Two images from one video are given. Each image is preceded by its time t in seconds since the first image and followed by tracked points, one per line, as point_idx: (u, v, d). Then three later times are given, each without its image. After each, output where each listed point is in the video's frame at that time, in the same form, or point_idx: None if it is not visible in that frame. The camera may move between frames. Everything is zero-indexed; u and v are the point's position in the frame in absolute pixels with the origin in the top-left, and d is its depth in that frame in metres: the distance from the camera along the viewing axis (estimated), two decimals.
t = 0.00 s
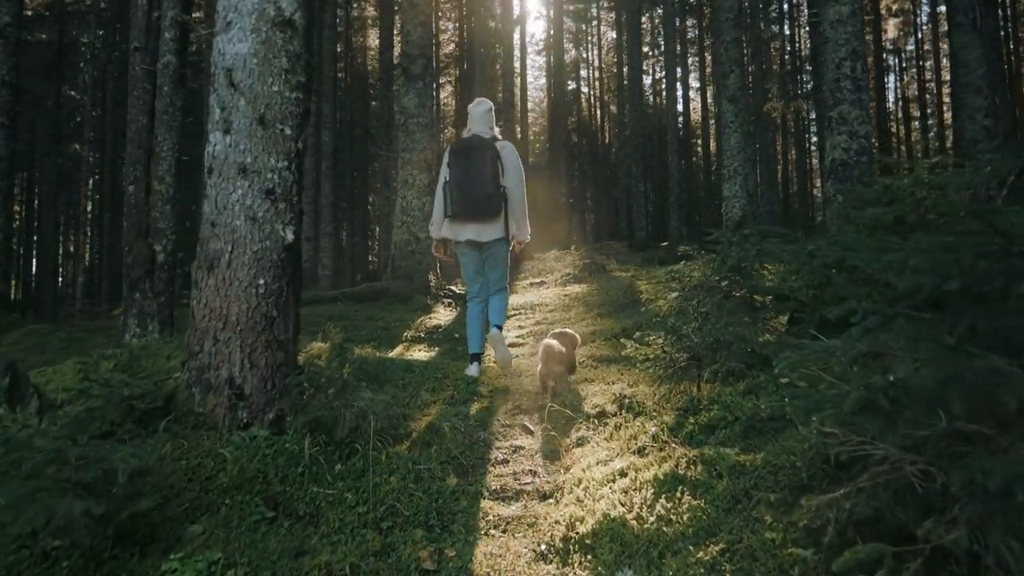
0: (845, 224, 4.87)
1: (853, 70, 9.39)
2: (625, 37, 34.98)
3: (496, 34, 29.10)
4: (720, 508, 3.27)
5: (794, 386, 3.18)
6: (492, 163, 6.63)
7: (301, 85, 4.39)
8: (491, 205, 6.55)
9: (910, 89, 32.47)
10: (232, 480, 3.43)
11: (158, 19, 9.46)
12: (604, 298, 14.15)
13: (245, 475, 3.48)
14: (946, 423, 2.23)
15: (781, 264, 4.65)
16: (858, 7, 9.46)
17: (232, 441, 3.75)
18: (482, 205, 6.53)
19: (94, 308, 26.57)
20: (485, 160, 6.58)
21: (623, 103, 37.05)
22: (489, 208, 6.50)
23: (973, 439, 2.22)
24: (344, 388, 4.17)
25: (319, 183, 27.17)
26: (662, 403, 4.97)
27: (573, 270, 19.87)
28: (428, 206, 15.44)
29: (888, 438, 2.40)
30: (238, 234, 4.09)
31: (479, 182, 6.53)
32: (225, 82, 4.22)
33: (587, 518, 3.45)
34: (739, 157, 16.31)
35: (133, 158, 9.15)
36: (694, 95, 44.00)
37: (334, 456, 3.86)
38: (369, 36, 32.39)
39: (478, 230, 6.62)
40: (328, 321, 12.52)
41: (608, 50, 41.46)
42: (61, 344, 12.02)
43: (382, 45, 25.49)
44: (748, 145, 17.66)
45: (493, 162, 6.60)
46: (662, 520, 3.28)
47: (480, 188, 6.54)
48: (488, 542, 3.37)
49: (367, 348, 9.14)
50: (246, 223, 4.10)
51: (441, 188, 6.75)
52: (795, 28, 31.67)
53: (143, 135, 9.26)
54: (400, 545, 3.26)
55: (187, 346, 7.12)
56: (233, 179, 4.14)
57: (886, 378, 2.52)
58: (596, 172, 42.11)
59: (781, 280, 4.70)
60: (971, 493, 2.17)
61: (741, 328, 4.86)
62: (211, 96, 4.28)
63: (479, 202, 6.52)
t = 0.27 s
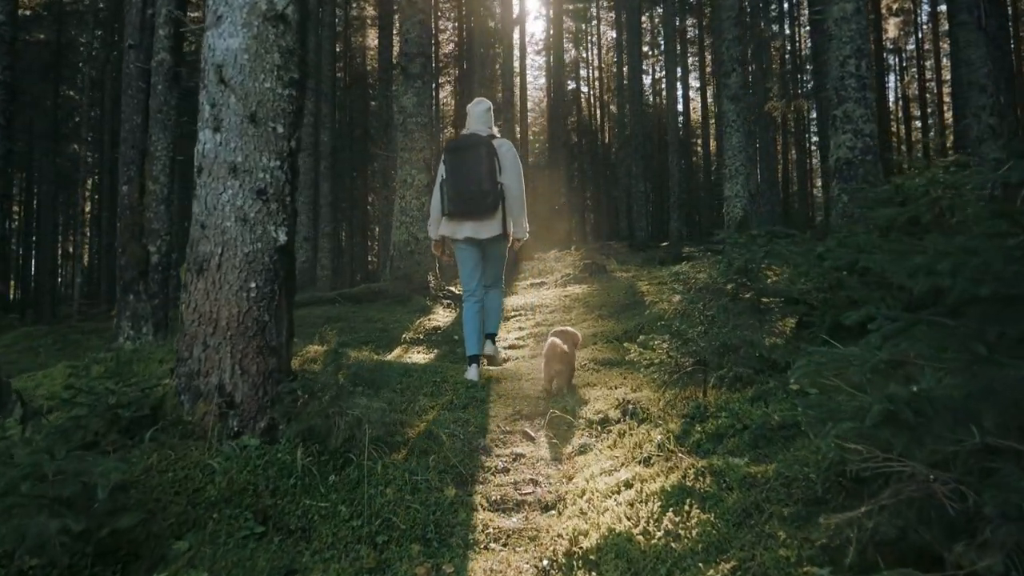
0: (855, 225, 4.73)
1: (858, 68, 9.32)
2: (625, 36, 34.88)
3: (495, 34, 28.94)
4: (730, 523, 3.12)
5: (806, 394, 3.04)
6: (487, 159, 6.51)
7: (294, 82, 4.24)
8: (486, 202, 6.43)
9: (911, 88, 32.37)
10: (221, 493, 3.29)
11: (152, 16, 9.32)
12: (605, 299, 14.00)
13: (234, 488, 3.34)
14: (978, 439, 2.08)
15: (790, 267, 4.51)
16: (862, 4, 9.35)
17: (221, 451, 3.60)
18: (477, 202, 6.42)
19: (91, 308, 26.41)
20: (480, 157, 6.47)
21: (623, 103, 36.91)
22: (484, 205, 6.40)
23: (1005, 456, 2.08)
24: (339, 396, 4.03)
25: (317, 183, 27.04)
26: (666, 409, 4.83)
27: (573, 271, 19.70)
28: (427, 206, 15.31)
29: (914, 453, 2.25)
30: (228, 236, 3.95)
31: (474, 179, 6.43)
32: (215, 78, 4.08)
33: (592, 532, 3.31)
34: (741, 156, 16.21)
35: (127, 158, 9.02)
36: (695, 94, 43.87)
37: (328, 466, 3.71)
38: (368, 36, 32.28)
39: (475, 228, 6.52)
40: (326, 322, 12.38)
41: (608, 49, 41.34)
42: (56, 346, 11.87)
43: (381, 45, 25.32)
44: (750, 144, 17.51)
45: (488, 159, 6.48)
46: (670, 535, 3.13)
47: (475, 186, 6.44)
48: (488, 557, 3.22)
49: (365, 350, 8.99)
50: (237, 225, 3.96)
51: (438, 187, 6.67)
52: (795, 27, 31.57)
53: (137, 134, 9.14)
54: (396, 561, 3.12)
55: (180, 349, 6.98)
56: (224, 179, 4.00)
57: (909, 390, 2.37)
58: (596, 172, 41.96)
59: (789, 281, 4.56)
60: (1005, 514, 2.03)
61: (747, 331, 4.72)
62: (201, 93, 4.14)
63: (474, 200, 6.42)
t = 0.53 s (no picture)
0: (865, 224, 4.61)
1: (863, 65, 9.29)
2: (625, 36, 34.78)
3: (495, 34, 28.81)
4: (740, 535, 2.99)
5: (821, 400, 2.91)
6: (486, 160, 6.38)
7: (288, 77, 4.10)
8: (486, 204, 6.30)
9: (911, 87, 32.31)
10: (209, 504, 3.17)
11: (147, 14, 9.21)
12: (606, 300, 13.87)
13: (223, 499, 3.21)
14: (1010, 453, 1.95)
15: (799, 268, 4.38)
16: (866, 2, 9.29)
17: (210, 460, 3.48)
18: (476, 204, 6.29)
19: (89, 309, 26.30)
20: (479, 158, 6.33)
21: (623, 103, 36.79)
22: (483, 207, 6.27)
23: None
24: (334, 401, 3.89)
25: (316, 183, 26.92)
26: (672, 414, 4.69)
27: (573, 271, 19.56)
28: (426, 206, 15.19)
29: (939, 467, 2.12)
30: (219, 236, 3.82)
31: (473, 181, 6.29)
32: (206, 73, 3.94)
33: (595, 544, 3.18)
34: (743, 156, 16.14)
35: (121, 157, 8.92)
36: (695, 94, 43.74)
37: (322, 475, 3.58)
38: (368, 36, 32.18)
39: (475, 229, 6.39)
40: (324, 323, 12.26)
41: (608, 49, 41.24)
42: (52, 348, 11.75)
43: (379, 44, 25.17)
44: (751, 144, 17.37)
45: (486, 160, 6.34)
46: (678, 549, 3.00)
47: (474, 187, 6.31)
48: (489, 571, 3.09)
49: (364, 352, 8.86)
50: (228, 224, 3.83)
51: (438, 188, 6.55)
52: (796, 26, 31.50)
53: (132, 133, 9.03)
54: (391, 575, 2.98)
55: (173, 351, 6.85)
56: (214, 177, 3.86)
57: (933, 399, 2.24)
58: (596, 172, 41.85)
59: (797, 283, 4.43)
60: None
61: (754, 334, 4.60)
62: (191, 88, 4.01)
63: (473, 202, 6.29)
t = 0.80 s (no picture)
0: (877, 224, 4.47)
1: (868, 63, 9.42)
2: (625, 35, 34.64)
3: (495, 32, 28.64)
4: (754, 551, 2.83)
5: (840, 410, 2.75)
6: (489, 166, 6.26)
7: (280, 70, 3.94)
8: (491, 210, 6.18)
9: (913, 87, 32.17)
10: (194, 518, 3.01)
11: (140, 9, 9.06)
12: (607, 301, 13.69)
13: (210, 513, 3.05)
14: None
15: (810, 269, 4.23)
16: None
17: (198, 470, 3.32)
18: (482, 209, 6.16)
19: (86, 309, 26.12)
20: (483, 164, 6.21)
21: (624, 102, 36.63)
22: (489, 213, 6.15)
23: None
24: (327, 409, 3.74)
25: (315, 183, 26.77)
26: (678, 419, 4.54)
27: (573, 272, 19.36)
28: (425, 206, 15.04)
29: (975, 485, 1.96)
30: (207, 236, 3.66)
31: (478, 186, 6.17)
32: (193, 66, 3.78)
33: (601, 560, 3.03)
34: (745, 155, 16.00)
35: (114, 155, 8.77)
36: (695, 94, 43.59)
37: (314, 486, 3.42)
38: (367, 35, 32.05)
39: (477, 236, 6.27)
40: (322, 324, 12.11)
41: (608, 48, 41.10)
42: (47, 349, 11.59)
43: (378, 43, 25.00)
44: (753, 143, 17.18)
45: (490, 166, 6.23)
46: (689, 565, 2.84)
47: (479, 193, 6.18)
48: None
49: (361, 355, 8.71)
50: (216, 224, 3.67)
51: (438, 192, 6.37)
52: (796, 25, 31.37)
53: (126, 131, 8.89)
54: None
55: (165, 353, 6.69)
56: (203, 174, 3.70)
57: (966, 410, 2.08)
58: (596, 171, 41.68)
59: (809, 285, 4.28)
60: None
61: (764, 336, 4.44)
62: (179, 82, 3.85)
63: (478, 207, 6.14)
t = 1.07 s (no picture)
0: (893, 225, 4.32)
1: (876, 60, 9.44)
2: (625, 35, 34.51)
3: (495, 32, 28.49)
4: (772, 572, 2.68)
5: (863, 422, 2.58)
6: (492, 174, 6.34)
7: (273, 65, 3.78)
8: (490, 216, 6.25)
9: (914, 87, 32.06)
10: (179, 536, 2.85)
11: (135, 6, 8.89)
12: (609, 302, 13.54)
13: (196, 530, 2.89)
14: None
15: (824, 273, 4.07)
16: None
17: (185, 484, 3.16)
18: (481, 215, 6.23)
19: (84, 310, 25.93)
20: (483, 172, 6.32)
21: (624, 102, 36.49)
22: (488, 219, 6.21)
23: None
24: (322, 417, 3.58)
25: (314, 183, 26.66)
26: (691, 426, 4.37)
27: (575, 273, 19.20)
28: (425, 206, 14.88)
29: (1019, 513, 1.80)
30: (195, 237, 3.49)
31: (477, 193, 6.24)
32: (182, 59, 3.62)
33: None
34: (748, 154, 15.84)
35: (108, 153, 8.61)
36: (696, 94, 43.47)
37: (307, 500, 3.26)
38: (367, 34, 31.88)
39: (479, 243, 6.33)
40: (320, 326, 11.95)
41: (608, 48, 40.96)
42: (43, 350, 11.45)
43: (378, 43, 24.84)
44: (756, 143, 17.02)
45: (491, 173, 6.31)
46: None
47: (480, 200, 6.26)
48: None
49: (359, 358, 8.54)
50: (205, 225, 3.50)
51: (441, 202, 6.48)
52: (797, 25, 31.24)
53: (120, 129, 8.74)
54: None
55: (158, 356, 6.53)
56: (191, 173, 3.54)
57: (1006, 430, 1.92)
58: (596, 172, 41.52)
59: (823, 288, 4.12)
60: None
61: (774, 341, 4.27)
62: (167, 77, 3.69)
63: (478, 214, 6.22)
